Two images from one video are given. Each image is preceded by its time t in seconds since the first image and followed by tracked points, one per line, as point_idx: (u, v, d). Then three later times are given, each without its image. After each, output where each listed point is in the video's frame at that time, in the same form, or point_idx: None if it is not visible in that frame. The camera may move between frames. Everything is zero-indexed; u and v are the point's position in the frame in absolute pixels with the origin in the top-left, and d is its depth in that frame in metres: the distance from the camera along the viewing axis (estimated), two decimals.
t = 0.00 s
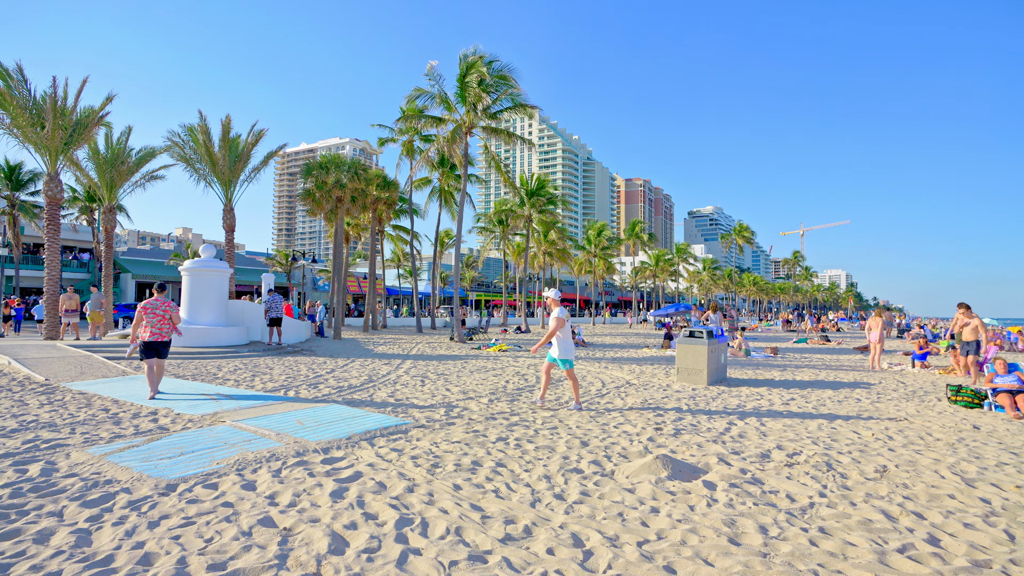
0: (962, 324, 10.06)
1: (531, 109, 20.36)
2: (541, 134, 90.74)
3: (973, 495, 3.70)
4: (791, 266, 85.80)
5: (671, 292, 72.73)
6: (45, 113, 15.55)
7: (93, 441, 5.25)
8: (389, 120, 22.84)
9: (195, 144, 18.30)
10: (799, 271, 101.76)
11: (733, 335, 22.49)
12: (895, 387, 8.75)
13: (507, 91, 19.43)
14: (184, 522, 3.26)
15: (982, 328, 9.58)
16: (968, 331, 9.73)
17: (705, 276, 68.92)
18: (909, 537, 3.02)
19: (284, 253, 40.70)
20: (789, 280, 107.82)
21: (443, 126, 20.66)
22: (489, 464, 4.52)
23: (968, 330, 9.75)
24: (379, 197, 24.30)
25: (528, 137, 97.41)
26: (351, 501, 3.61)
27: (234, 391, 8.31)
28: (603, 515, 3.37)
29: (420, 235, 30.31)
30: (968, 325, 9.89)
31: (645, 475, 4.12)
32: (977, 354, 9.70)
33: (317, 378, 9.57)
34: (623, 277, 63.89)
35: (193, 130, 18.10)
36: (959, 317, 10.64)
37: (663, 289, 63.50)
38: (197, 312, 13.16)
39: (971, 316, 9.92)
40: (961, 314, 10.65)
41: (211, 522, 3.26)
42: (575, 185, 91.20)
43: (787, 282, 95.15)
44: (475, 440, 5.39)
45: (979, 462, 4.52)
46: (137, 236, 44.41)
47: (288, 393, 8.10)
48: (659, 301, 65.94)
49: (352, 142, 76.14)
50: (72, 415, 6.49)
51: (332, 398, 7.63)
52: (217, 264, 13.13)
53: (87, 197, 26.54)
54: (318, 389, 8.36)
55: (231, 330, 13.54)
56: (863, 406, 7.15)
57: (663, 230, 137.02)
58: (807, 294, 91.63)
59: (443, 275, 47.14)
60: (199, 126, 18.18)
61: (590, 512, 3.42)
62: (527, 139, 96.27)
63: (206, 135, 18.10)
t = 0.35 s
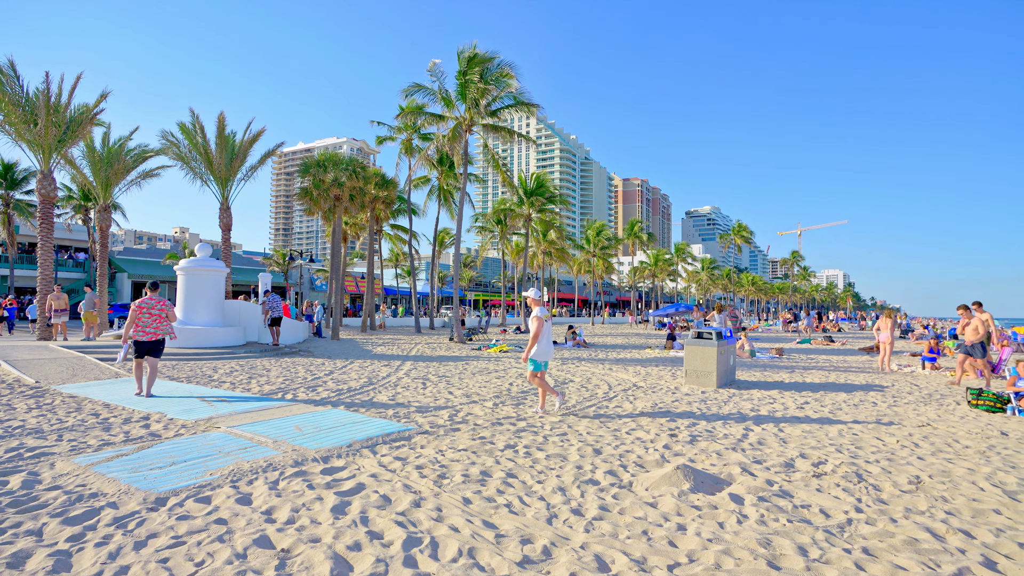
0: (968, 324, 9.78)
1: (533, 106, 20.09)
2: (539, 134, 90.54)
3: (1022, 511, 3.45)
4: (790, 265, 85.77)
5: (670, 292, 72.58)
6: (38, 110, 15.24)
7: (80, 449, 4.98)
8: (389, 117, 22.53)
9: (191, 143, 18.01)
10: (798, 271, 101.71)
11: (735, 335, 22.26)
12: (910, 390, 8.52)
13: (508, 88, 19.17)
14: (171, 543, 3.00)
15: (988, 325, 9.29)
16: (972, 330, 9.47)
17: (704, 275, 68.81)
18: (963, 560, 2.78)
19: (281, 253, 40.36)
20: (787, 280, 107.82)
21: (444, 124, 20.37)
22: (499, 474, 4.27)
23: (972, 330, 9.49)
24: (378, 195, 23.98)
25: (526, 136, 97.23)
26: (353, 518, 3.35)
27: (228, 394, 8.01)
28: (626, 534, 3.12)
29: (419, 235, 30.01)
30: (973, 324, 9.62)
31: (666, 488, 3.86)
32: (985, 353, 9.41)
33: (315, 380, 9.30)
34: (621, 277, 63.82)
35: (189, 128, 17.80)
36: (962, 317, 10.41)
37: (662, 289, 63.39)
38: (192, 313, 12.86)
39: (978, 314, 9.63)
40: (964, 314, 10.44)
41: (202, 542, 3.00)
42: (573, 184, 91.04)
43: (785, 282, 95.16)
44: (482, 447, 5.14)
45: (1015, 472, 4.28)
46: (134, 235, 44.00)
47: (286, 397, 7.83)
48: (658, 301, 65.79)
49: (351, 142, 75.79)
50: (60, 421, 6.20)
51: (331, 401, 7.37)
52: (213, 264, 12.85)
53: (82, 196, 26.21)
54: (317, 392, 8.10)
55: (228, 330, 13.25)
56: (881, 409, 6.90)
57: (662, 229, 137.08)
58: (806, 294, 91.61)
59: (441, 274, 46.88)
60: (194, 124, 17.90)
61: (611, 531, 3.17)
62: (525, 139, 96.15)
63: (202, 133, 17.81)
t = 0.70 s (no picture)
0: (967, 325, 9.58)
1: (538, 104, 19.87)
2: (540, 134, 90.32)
3: None
4: (792, 265, 85.53)
5: (672, 292, 72.33)
6: (38, 108, 15.04)
7: (78, 454, 4.77)
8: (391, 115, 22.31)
9: (192, 142, 17.81)
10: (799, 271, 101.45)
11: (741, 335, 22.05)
12: (932, 391, 8.29)
13: (514, 86, 18.97)
14: (174, 559, 2.77)
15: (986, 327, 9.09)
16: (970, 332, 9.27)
17: (706, 275, 68.59)
18: None
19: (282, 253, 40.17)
20: (788, 280, 107.60)
21: (448, 122, 20.16)
22: (519, 482, 4.04)
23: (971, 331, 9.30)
24: (380, 194, 23.75)
25: (527, 137, 97.03)
26: (368, 531, 3.13)
27: (232, 396, 7.78)
28: (664, 549, 2.89)
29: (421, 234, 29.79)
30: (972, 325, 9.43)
31: (699, 497, 3.63)
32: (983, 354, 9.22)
33: (320, 381, 9.07)
34: (624, 277, 63.62)
35: (191, 127, 17.62)
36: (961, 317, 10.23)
37: (664, 289, 63.21)
38: (194, 313, 12.65)
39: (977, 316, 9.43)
40: (963, 313, 10.26)
41: (207, 559, 2.78)
42: (575, 184, 90.83)
43: (787, 282, 94.96)
44: (498, 452, 4.91)
45: None
46: (134, 235, 43.78)
47: (292, 398, 7.62)
48: (661, 300, 65.58)
49: (352, 142, 75.62)
50: (58, 424, 5.99)
51: (338, 403, 7.15)
52: (214, 263, 12.64)
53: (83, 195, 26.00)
54: (323, 394, 7.88)
55: (230, 330, 13.04)
56: (907, 412, 6.65)
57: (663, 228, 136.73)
58: (807, 294, 91.43)
59: (443, 274, 46.68)
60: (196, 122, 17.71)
61: (647, 545, 2.94)
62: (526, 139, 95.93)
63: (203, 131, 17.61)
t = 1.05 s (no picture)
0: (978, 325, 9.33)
1: (548, 102, 19.61)
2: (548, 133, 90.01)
3: None
4: (801, 265, 84.87)
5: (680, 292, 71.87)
6: (48, 108, 14.96)
7: (83, 461, 4.58)
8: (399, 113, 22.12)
9: (201, 141, 17.71)
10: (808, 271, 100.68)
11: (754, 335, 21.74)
12: (962, 395, 8.00)
13: (524, 84, 18.75)
14: None
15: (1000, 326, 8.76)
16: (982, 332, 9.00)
17: (714, 275, 68.14)
18: None
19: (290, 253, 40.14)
20: (797, 280, 106.84)
21: (457, 121, 19.95)
22: (545, 494, 3.81)
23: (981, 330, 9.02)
24: (387, 194, 23.56)
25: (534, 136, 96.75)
26: (389, 549, 2.91)
27: (241, 398, 7.59)
28: (711, 572, 2.66)
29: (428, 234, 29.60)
30: (985, 326, 9.20)
31: (739, 512, 3.40)
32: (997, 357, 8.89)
33: (330, 383, 8.87)
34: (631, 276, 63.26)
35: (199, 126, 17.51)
36: (975, 319, 10.08)
37: (672, 289, 62.86)
38: (202, 313, 12.50)
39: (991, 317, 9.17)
40: (978, 315, 10.11)
41: None
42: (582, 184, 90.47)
43: (796, 282, 94.27)
44: (519, 460, 4.69)
45: None
46: (144, 236, 43.88)
47: (302, 401, 7.42)
48: (669, 300, 65.20)
49: (359, 143, 75.67)
50: (64, 428, 5.82)
51: (349, 406, 6.93)
52: (223, 263, 12.49)
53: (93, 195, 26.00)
54: (334, 396, 7.68)
55: (238, 331, 12.89)
56: (941, 418, 6.38)
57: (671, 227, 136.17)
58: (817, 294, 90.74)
59: (450, 274, 46.52)
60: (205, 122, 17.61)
61: (691, 568, 2.71)
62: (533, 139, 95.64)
63: (212, 131, 17.51)
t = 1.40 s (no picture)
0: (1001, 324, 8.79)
1: (563, 99, 19.32)
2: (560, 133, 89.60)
3: None
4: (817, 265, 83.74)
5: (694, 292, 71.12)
6: (63, 108, 14.94)
7: (87, 466, 4.38)
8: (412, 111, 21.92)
9: (215, 141, 17.65)
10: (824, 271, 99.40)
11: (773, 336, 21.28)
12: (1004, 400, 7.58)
13: (538, 80, 18.48)
14: None
15: (1018, 316, 8.37)
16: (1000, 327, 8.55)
17: (729, 275, 67.37)
18: None
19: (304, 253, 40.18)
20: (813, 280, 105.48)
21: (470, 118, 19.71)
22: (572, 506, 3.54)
23: (994, 324, 8.71)
24: (400, 193, 23.37)
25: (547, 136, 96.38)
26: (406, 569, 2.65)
27: (252, 400, 7.40)
28: None
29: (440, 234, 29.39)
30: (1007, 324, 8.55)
31: (787, 529, 3.11)
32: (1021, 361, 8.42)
33: (343, 384, 8.65)
34: (645, 276, 62.70)
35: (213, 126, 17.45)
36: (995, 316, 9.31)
37: (686, 289, 62.21)
38: (215, 312, 12.37)
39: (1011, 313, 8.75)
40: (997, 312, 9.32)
41: None
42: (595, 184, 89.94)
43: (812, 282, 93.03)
44: (541, 467, 4.41)
45: None
46: (160, 237, 44.17)
47: (313, 403, 7.20)
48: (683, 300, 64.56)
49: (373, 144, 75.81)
50: (71, 430, 5.63)
51: (362, 409, 6.69)
52: (236, 262, 12.36)
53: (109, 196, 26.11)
54: (346, 398, 7.45)
55: (251, 330, 12.76)
56: (987, 424, 6.01)
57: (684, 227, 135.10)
58: (833, 294, 89.50)
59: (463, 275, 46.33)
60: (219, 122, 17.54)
61: None
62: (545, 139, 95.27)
63: (226, 130, 17.44)
